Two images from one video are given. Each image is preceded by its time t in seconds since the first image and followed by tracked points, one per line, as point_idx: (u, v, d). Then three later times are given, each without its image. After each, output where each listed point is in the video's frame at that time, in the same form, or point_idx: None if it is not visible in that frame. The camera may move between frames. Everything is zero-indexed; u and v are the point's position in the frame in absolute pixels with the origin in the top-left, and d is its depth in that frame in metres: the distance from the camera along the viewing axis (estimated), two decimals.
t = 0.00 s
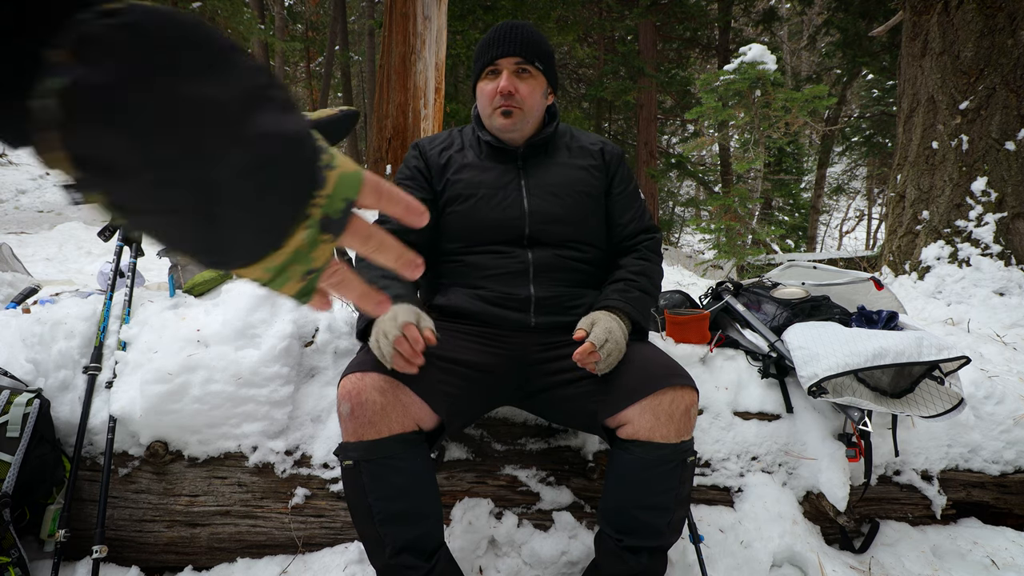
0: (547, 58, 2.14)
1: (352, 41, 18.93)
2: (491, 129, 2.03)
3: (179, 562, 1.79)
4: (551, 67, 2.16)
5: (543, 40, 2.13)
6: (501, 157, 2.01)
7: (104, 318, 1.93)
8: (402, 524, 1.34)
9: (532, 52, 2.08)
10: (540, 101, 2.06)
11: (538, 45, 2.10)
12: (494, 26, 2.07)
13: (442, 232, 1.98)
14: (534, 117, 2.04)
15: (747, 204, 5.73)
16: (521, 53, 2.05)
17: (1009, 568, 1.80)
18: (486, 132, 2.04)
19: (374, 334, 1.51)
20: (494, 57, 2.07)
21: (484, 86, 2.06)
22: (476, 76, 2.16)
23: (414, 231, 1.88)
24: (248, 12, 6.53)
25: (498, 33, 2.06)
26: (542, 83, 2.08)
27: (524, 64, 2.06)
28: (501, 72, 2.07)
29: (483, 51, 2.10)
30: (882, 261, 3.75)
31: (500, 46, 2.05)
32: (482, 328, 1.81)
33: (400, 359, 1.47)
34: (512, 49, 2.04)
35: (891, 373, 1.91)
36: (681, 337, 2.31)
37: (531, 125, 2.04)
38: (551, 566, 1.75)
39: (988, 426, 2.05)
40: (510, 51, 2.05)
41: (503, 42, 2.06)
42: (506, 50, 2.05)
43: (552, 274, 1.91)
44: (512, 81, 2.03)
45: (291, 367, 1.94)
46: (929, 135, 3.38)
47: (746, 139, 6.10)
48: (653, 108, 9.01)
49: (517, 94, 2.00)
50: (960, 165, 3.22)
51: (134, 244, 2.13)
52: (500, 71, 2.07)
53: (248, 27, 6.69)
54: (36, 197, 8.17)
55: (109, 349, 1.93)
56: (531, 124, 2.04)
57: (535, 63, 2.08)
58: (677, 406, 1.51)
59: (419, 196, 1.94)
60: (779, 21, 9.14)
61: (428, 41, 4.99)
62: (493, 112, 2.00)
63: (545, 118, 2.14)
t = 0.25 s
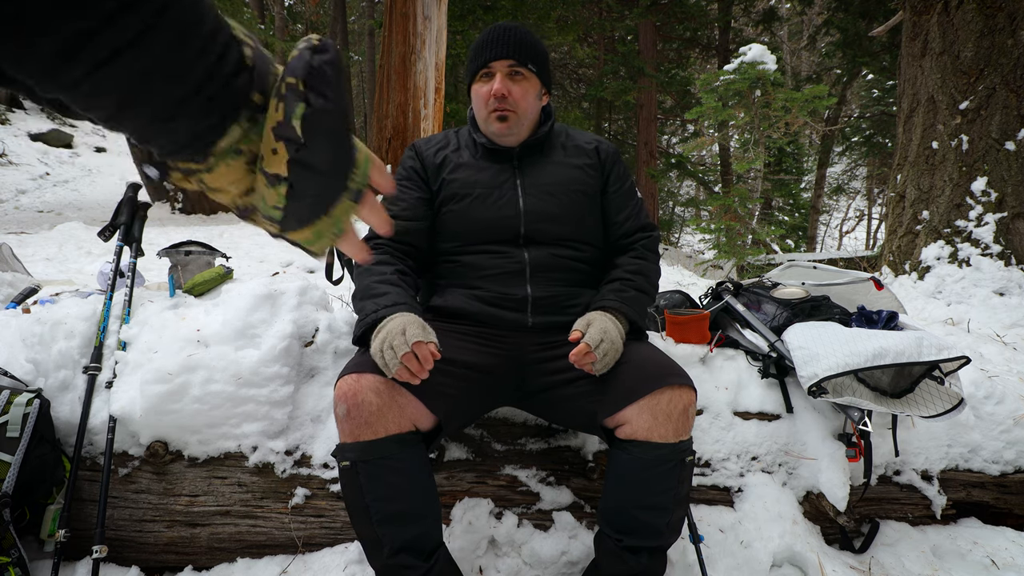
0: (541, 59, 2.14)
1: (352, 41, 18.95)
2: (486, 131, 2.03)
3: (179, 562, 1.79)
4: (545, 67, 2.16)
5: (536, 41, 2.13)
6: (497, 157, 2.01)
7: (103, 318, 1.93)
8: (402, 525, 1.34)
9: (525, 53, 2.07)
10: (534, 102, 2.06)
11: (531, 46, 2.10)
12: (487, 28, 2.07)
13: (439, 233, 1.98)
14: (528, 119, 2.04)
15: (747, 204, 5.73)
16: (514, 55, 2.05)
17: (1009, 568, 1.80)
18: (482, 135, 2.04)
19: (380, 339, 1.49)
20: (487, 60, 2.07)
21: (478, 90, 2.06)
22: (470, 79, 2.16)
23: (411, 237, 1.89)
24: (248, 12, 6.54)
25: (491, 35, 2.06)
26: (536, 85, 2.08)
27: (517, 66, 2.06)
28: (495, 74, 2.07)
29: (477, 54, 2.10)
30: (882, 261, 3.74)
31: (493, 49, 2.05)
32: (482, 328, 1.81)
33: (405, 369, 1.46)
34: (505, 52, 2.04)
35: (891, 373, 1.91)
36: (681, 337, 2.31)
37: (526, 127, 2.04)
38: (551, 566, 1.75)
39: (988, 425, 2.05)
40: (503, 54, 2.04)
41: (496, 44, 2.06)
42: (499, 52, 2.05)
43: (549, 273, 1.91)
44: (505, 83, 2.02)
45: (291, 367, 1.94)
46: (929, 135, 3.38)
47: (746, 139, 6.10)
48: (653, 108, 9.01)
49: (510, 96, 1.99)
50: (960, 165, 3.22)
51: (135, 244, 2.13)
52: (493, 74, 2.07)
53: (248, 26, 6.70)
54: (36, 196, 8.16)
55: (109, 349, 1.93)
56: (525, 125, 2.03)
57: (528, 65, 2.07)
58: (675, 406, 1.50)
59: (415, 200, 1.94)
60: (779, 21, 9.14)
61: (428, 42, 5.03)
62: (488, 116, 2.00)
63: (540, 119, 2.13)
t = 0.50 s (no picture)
0: (539, 58, 2.13)
1: (352, 41, 18.95)
2: (483, 132, 2.02)
3: (179, 562, 1.79)
4: (543, 66, 2.15)
5: (534, 41, 2.13)
6: (495, 156, 2.01)
7: (103, 318, 1.93)
8: (402, 525, 1.34)
9: (522, 52, 2.06)
10: (531, 102, 2.05)
11: (528, 45, 2.09)
12: (484, 28, 2.06)
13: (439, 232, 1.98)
14: (525, 118, 2.03)
15: (747, 204, 5.73)
16: (511, 54, 2.04)
17: (1009, 568, 1.80)
18: (479, 135, 2.04)
19: (383, 341, 1.49)
20: (484, 60, 2.07)
21: (475, 90, 2.06)
22: (467, 79, 2.16)
23: (410, 238, 1.89)
24: (248, 12, 6.54)
25: (488, 35, 2.06)
26: (533, 84, 2.07)
27: (514, 65, 2.05)
28: (491, 75, 2.06)
29: (474, 54, 2.10)
30: (882, 261, 3.74)
31: (490, 49, 2.05)
32: (482, 328, 1.81)
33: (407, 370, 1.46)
34: (502, 52, 2.03)
35: (891, 373, 1.91)
36: (681, 337, 2.31)
37: (522, 126, 2.03)
38: (551, 566, 1.75)
39: (988, 425, 2.05)
40: (500, 53, 2.04)
41: (493, 44, 2.05)
42: (496, 52, 2.04)
43: (548, 273, 1.91)
44: (502, 83, 2.02)
45: (291, 367, 1.94)
46: (929, 135, 3.38)
47: (746, 139, 6.11)
48: (653, 108, 9.01)
49: (507, 96, 1.99)
50: (960, 165, 3.22)
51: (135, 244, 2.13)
52: (490, 73, 2.07)
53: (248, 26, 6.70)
54: (36, 196, 8.15)
55: (109, 349, 1.92)
56: (522, 125, 2.03)
57: (525, 64, 2.06)
58: (676, 406, 1.50)
59: (414, 200, 1.94)
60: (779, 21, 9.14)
61: (428, 42, 4.97)
62: (483, 116, 2.00)
63: (537, 118, 2.12)
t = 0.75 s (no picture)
0: (540, 57, 2.13)
1: (352, 41, 18.93)
2: (483, 131, 2.02)
3: (179, 562, 1.79)
4: (545, 66, 2.15)
5: (536, 40, 2.13)
6: (496, 156, 2.01)
7: (103, 318, 1.93)
8: (402, 525, 1.34)
9: (522, 52, 2.06)
10: (531, 102, 2.05)
11: (529, 44, 2.09)
12: (486, 28, 2.06)
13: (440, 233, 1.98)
14: (525, 118, 2.03)
15: (747, 204, 5.73)
16: (512, 53, 2.04)
17: (1009, 568, 1.80)
18: (480, 134, 2.04)
19: (386, 343, 1.48)
20: (485, 59, 2.07)
21: (475, 90, 2.07)
22: (469, 79, 2.16)
23: (411, 238, 1.89)
24: (249, 13, 6.54)
25: (489, 34, 2.06)
26: (534, 84, 2.07)
27: (515, 64, 2.05)
28: (492, 74, 2.06)
29: (475, 54, 2.11)
30: (882, 261, 3.74)
31: (490, 48, 2.05)
32: (482, 328, 1.81)
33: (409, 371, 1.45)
34: (503, 51, 2.03)
35: (891, 373, 1.91)
36: (681, 337, 2.31)
37: (522, 127, 2.03)
38: (551, 566, 1.75)
39: (988, 425, 2.05)
40: (500, 53, 2.04)
41: (495, 43, 2.05)
42: (497, 52, 2.04)
43: (550, 273, 1.91)
44: (502, 82, 2.02)
45: (291, 367, 1.94)
46: (929, 135, 3.38)
47: (746, 139, 6.11)
48: (653, 108, 9.00)
49: (507, 96, 1.99)
50: (960, 165, 3.22)
51: (135, 244, 2.13)
52: (490, 73, 2.07)
53: (248, 26, 6.69)
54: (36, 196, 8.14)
55: (109, 349, 1.92)
56: (522, 125, 2.02)
57: (525, 63, 2.06)
58: (676, 406, 1.50)
59: (415, 199, 1.94)
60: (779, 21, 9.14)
61: (428, 41, 4.95)
62: (483, 116, 2.00)
63: (538, 118, 2.12)
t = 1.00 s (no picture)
0: (541, 57, 2.13)
1: (352, 41, 18.92)
2: (485, 129, 2.03)
3: (179, 562, 1.79)
4: (547, 65, 2.16)
5: (538, 40, 2.13)
6: (498, 156, 2.01)
7: (103, 318, 1.93)
8: (402, 525, 1.34)
9: (524, 51, 2.06)
10: (533, 100, 2.06)
11: (531, 44, 2.09)
12: (489, 26, 2.06)
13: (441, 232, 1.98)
14: (526, 117, 2.03)
15: (747, 204, 5.73)
16: (514, 52, 2.05)
17: (1009, 568, 1.80)
18: (482, 133, 2.05)
19: (387, 344, 1.48)
20: (488, 57, 2.07)
21: (478, 88, 2.06)
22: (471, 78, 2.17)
23: (412, 237, 1.89)
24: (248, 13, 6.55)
25: (492, 33, 2.06)
26: (536, 83, 2.08)
27: (517, 63, 2.06)
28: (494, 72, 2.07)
29: (477, 52, 2.11)
30: (882, 261, 3.74)
31: (493, 47, 2.05)
32: (483, 328, 1.81)
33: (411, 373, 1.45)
34: (506, 49, 2.04)
35: (891, 373, 1.91)
36: (681, 337, 2.31)
37: (525, 126, 2.03)
38: (551, 566, 1.75)
39: (989, 426, 2.05)
40: (502, 51, 2.04)
41: (497, 42, 2.06)
42: (500, 50, 2.04)
43: (551, 273, 1.91)
44: (504, 80, 2.02)
45: (291, 367, 1.94)
46: (929, 135, 3.38)
47: (746, 139, 6.11)
48: (653, 108, 9.01)
49: (508, 94, 1.99)
50: (960, 165, 3.22)
51: (135, 244, 2.13)
52: (493, 71, 2.07)
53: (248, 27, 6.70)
54: (36, 196, 8.13)
55: (109, 349, 1.92)
56: (524, 124, 2.03)
57: (527, 62, 2.06)
58: (677, 406, 1.50)
59: (417, 199, 1.93)
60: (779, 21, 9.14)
61: (428, 41, 4.94)
62: (486, 114, 2.00)
63: (540, 117, 2.12)
